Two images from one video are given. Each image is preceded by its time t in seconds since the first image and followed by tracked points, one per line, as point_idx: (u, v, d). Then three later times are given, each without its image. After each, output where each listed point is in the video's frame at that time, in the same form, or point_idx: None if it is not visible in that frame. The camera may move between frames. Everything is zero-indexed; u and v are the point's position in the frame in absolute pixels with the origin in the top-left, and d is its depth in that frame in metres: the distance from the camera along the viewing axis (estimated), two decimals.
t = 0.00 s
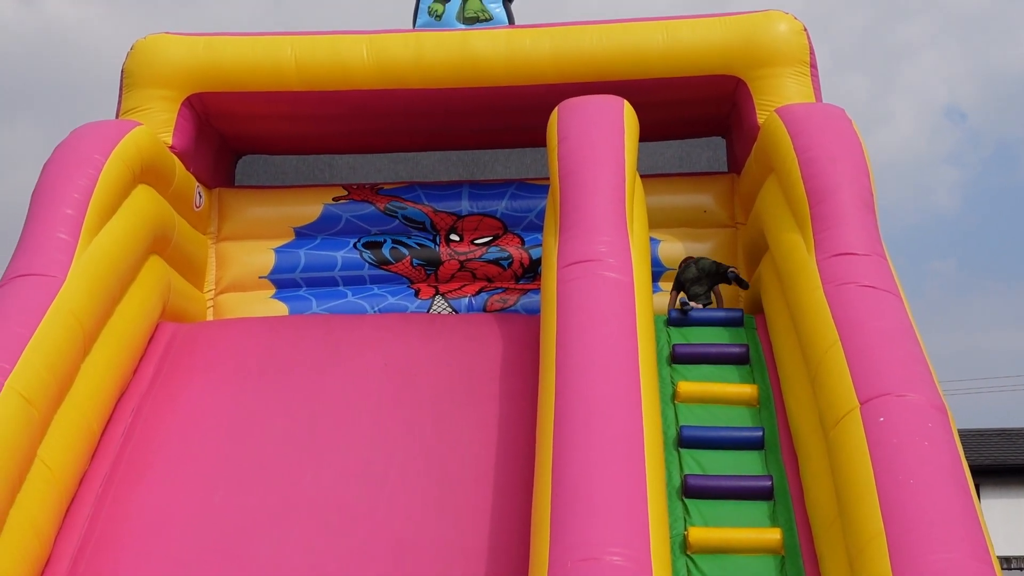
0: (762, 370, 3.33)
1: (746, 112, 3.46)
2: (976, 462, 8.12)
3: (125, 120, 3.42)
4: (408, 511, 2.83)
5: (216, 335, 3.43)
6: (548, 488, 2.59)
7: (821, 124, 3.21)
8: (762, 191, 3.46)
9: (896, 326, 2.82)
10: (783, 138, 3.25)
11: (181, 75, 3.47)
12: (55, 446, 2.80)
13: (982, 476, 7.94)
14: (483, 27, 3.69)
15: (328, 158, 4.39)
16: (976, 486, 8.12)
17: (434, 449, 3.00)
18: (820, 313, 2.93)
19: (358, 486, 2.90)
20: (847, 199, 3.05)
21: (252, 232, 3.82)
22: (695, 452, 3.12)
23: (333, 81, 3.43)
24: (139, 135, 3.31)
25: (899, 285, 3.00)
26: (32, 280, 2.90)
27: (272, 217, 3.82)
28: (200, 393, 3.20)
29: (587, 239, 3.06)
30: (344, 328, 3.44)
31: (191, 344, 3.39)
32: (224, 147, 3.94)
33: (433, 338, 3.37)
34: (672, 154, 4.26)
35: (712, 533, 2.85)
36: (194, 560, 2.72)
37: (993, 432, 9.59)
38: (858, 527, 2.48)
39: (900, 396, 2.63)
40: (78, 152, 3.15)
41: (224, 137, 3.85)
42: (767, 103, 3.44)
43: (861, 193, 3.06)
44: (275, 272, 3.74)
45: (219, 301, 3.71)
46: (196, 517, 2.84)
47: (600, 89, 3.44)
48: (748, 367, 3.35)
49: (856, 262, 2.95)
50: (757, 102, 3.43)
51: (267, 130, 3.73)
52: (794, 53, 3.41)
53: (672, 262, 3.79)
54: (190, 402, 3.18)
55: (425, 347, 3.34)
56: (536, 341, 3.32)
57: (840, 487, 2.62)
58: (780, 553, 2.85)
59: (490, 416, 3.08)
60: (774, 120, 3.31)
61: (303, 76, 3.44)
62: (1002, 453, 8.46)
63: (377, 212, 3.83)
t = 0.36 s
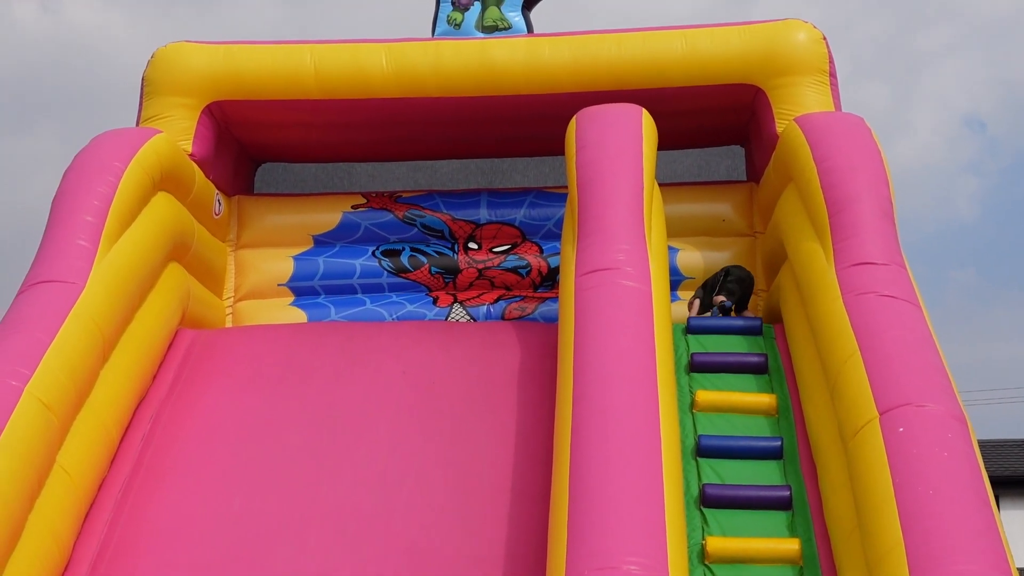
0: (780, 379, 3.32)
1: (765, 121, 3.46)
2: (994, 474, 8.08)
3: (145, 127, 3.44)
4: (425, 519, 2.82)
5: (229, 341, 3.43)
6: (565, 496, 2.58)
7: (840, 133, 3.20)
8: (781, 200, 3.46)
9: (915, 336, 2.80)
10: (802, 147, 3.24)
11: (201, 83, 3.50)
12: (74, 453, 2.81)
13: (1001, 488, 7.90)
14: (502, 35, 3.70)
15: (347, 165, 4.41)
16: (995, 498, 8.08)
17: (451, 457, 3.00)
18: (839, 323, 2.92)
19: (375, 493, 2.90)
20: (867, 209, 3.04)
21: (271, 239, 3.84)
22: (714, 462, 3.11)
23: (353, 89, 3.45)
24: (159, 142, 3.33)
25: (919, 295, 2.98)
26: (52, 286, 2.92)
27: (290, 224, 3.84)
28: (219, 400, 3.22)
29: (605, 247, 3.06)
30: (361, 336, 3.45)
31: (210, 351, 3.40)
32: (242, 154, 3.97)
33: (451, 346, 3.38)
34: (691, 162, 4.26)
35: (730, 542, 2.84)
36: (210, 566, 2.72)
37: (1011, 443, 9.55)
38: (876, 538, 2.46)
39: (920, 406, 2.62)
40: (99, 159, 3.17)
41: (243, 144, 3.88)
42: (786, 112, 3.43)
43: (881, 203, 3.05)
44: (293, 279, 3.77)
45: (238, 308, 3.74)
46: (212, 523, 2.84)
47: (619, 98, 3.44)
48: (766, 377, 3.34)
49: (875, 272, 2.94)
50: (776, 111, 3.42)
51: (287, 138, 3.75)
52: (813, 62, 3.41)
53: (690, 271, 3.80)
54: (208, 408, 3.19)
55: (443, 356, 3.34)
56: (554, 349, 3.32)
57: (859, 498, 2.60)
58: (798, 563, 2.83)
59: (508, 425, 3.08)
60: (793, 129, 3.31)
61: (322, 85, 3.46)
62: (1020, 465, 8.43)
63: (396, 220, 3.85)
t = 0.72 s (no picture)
0: (799, 390, 3.31)
1: (784, 131, 3.46)
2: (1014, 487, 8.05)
3: (166, 133, 3.46)
4: (442, 526, 2.81)
5: (248, 345, 3.46)
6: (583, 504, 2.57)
7: (859, 143, 3.20)
8: (800, 210, 3.45)
9: (935, 347, 2.77)
10: (821, 157, 3.24)
11: (222, 90, 3.53)
12: (93, 458, 2.81)
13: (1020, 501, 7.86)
14: (522, 44, 3.72)
15: (366, 173, 4.44)
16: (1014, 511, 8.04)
17: (468, 464, 3.00)
18: (858, 334, 2.90)
19: (392, 500, 2.90)
20: (887, 218, 3.02)
21: (289, 246, 3.90)
22: (731, 472, 3.10)
23: (373, 97, 3.49)
24: (179, 149, 3.35)
25: (939, 306, 2.95)
26: (72, 292, 2.93)
27: (308, 231, 3.90)
28: (237, 406, 3.23)
29: (623, 256, 3.06)
30: (379, 343, 3.46)
31: (228, 358, 3.42)
32: (261, 162, 4.01)
33: (469, 354, 3.39)
34: (709, 172, 4.27)
35: (748, 552, 2.83)
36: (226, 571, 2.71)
37: None
38: (895, 550, 2.44)
39: (939, 418, 2.59)
40: (119, 166, 3.18)
41: (261, 151, 3.91)
42: (806, 122, 3.42)
43: (901, 213, 3.04)
44: (311, 286, 3.81)
45: (256, 315, 3.79)
46: (229, 529, 2.84)
47: (638, 107, 3.45)
48: (785, 387, 3.33)
49: (894, 282, 2.92)
50: (796, 121, 3.42)
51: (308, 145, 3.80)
52: (833, 72, 3.40)
53: (709, 280, 3.81)
54: (226, 415, 3.20)
55: (461, 364, 3.35)
56: (571, 358, 3.32)
57: (878, 510, 2.57)
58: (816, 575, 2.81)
59: (526, 433, 3.07)
60: (813, 139, 3.31)
61: (342, 92, 3.49)
62: None
63: (415, 227, 3.89)
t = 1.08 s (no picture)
0: (813, 401, 3.31)
1: (798, 142, 3.46)
2: None
3: (181, 145, 3.49)
4: (454, 536, 2.80)
5: (263, 355, 3.49)
6: (596, 515, 2.55)
7: (874, 155, 3.19)
8: (815, 221, 3.46)
9: (950, 359, 2.74)
10: (836, 168, 3.24)
11: (238, 101, 3.55)
12: (107, 468, 2.82)
13: None
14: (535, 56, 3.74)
15: (380, 184, 4.47)
16: None
17: (481, 474, 2.99)
18: (873, 345, 2.88)
19: (405, 510, 2.89)
20: (901, 229, 3.01)
21: (304, 256, 3.94)
22: (746, 483, 3.10)
23: (387, 108, 3.51)
24: (194, 160, 3.37)
25: (954, 317, 2.93)
26: (87, 302, 2.94)
27: (321, 242, 3.93)
28: (252, 417, 3.24)
29: (637, 267, 3.05)
30: (393, 354, 3.48)
31: (243, 368, 3.44)
32: (274, 172, 4.05)
33: (482, 364, 3.40)
34: (723, 183, 4.28)
35: (762, 564, 2.82)
36: None
37: None
38: (910, 565, 2.39)
39: (955, 429, 2.56)
40: (135, 177, 3.20)
41: (275, 161, 3.96)
42: (820, 133, 3.43)
43: (915, 224, 3.02)
44: (325, 297, 3.84)
45: (270, 325, 3.82)
46: (241, 538, 2.83)
47: (652, 118, 3.47)
48: (799, 398, 3.33)
49: (909, 293, 2.90)
50: (810, 132, 3.43)
51: (323, 155, 3.83)
52: (847, 82, 3.40)
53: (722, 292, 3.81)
54: (241, 425, 3.21)
55: (474, 375, 3.36)
56: (585, 369, 3.33)
57: (893, 523, 2.54)
58: None
59: (540, 444, 3.07)
60: (827, 150, 3.31)
61: (357, 103, 3.51)
62: None
63: (429, 238, 3.93)
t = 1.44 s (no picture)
0: (823, 413, 3.31)
1: (809, 154, 3.47)
2: None
3: (192, 156, 3.51)
4: (463, 547, 2.79)
5: (274, 367, 3.50)
6: (605, 526, 2.53)
7: (884, 168, 3.19)
8: (825, 233, 3.46)
9: (961, 372, 2.72)
10: (846, 180, 3.25)
11: (249, 113, 3.57)
12: (117, 479, 2.82)
13: None
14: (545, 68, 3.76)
15: (390, 197, 4.49)
16: None
17: (491, 486, 2.98)
18: (883, 357, 2.86)
19: (413, 521, 2.88)
20: (912, 241, 3.00)
21: (314, 268, 3.96)
22: (756, 495, 3.09)
23: (398, 120, 3.53)
24: (205, 171, 3.39)
25: (965, 330, 2.91)
26: (98, 312, 2.94)
27: (330, 254, 3.96)
28: (262, 428, 3.24)
29: (647, 279, 3.05)
30: (404, 366, 3.49)
31: (253, 380, 3.45)
32: (285, 183, 4.08)
33: (492, 377, 3.40)
34: (733, 196, 4.29)
35: None
36: None
37: None
38: None
39: (966, 442, 2.52)
40: (147, 188, 3.21)
41: (286, 173, 3.99)
42: (831, 145, 3.43)
43: (925, 236, 3.02)
44: (335, 308, 3.86)
45: (280, 336, 3.84)
46: (249, 548, 2.82)
47: (662, 130, 3.48)
48: (809, 411, 3.33)
49: (921, 306, 2.88)
50: (820, 144, 3.43)
51: (335, 166, 3.86)
52: (858, 95, 3.40)
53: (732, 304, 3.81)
54: (251, 436, 3.21)
55: (483, 387, 3.36)
56: (595, 382, 3.33)
57: (903, 536, 2.50)
58: None
59: (549, 457, 3.06)
60: (838, 162, 3.32)
61: (368, 115, 3.52)
62: None
63: (439, 249, 3.94)
